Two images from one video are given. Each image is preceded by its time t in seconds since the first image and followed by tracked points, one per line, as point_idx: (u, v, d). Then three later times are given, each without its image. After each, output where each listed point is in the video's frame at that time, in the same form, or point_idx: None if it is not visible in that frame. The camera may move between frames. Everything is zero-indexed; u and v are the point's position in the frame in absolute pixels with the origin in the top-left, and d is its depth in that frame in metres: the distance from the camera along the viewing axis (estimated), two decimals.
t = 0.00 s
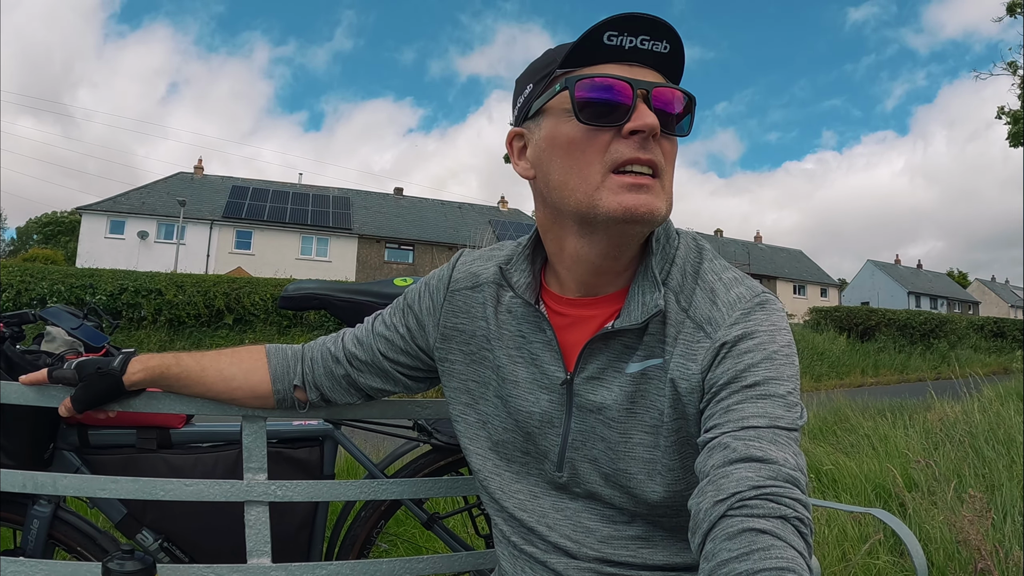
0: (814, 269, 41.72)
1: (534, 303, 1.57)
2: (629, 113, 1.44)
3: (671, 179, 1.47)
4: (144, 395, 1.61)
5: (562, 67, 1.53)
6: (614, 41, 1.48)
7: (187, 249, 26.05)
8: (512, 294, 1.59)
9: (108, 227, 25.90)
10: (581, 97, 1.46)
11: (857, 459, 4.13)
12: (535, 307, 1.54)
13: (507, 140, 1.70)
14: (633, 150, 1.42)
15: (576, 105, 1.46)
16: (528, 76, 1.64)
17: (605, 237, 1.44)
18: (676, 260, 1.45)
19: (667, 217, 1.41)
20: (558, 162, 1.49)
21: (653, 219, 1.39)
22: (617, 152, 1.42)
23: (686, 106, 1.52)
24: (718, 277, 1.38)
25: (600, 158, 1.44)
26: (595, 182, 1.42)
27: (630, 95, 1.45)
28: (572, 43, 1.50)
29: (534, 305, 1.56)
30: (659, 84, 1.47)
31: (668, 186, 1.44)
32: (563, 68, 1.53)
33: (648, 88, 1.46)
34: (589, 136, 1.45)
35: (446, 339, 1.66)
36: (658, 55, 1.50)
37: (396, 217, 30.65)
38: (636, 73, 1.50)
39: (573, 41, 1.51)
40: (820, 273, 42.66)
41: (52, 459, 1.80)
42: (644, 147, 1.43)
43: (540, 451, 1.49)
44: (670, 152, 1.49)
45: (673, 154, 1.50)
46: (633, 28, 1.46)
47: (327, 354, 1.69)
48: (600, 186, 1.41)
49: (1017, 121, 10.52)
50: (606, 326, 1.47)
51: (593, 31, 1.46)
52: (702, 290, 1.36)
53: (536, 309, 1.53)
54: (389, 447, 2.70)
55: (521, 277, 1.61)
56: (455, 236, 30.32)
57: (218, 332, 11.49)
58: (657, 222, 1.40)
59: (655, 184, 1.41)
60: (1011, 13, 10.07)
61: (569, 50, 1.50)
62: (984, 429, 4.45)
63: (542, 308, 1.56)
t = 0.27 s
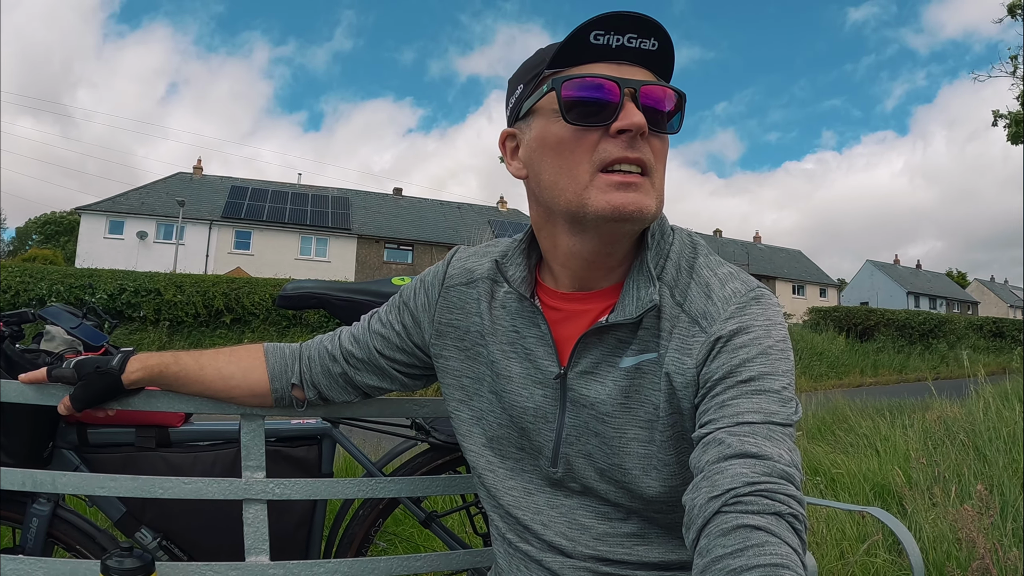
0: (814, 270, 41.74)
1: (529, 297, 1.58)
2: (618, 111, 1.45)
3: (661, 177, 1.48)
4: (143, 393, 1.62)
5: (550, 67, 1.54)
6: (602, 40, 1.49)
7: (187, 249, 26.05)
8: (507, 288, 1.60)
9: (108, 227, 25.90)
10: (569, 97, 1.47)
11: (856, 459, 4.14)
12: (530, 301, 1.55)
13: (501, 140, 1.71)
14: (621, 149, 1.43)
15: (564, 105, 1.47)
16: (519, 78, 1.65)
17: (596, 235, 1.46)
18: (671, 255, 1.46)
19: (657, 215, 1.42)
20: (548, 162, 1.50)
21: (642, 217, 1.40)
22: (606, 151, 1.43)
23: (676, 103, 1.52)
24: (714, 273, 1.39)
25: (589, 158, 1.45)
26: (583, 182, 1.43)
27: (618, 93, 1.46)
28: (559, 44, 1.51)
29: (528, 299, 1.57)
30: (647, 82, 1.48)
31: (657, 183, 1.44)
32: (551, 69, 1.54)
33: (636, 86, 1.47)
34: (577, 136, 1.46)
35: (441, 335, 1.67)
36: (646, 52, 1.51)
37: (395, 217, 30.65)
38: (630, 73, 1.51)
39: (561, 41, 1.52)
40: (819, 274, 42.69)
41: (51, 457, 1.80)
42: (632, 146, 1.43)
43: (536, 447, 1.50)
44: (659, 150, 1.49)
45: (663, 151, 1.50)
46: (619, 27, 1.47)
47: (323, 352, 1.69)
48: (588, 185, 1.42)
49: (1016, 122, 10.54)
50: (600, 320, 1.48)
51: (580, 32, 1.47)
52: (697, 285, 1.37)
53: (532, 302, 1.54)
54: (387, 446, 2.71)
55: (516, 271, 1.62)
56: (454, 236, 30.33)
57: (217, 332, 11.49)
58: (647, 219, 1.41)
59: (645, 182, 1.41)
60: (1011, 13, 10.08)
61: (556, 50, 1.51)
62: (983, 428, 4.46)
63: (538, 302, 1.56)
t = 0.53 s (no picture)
0: (813, 270, 41.75)
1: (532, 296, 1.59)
2: (606, 116, 1.46)
3: (654, 180, 1.47)
4: (143, 394, 1.62)
5: (540, 72, 1.54)
6: (590, 43, 1.48)
7: (186, 249, 26.03)
8: (507, 289, 1.61)
9: (107, 228, 25.88)
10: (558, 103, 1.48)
11: (856, 459, 4.15)
12: (531, 302, 1.56)
13: (499, 143, 1.71)
14: (611, 154, 1.43)
15: (553, 111, 1.48)
16: (514, 81, 1.66)
17: (588, 238, 1.46)
18: (671, 256, 1.45)
19: (648, 218, 1.42)
20: (540, 167, 1.51)
21: (633, 220, 1.39)
22: (596, 156, 1.43)
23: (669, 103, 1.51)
24: (714, 274, 1.38)
25: (580, 163, 1.45)
26: (573, 187, 1.44)
27: (606, 97, 1.46)
28: (548, 48, 1.51)
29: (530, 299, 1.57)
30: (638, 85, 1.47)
31: (649, 185, 1.44)
32: (541, 73, 1.54)
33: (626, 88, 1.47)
34: (567, 142, 1.47)
35: (441, 336, 1.66)
36: (637, 54, 1.50)
37: (395, 217, 30.65)
38: (623, 76, 1.50)
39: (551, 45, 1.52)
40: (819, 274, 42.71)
41: (50, 458, 1.80)
42: (621, 152, 1.43)
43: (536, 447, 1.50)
44: (652, 153, 1.48)
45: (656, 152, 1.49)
46: (607, 29, 1.46)
47: (323, 353, 1.69)
48: (577, 190, 1.43)
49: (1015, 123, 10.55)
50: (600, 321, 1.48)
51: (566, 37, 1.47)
52: (697, 286, 1.36)
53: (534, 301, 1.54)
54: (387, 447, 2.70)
55: (520, 271, 1.63)
56: (454, 236, 30.32)
57: (217, 333, 11.48)
58: (638, 220, 1.40)
59: (635, 185, 1.41)
60: (1010, 14, 10.09)
61: (545, 55, 1.52)
62: (983, 428, 4.46)
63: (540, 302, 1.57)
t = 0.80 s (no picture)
0: (812, 270, 41.75)
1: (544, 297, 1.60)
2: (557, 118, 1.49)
3: (622, 175, 1.43)
4: (144, 395, 1.61)
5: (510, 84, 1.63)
6: (540, 48, 1.53)
7: (186, 249, 26.01)
8: (513, 292, 1.62)
9: (106, 228, 25.86)
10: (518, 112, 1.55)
11: (857, 459, 4.14)
12: (541, 304, 1.56)
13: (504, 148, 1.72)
14: (562, 158, 1.45)
15: (516, 121, 1.57)
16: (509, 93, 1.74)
17: (560, 243, 1.49)
18: (677, 261, 1.45)
19: (607, 216, 1.40)
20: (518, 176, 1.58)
21: (586, 222, 1.40)
22: (550, 162, 1.48)
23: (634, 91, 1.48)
24: (720, 278, 1.38)
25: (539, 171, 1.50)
26: (534, 195, 1.49)
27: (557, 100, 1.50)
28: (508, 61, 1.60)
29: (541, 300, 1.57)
30: (595, 79, 1.48)
31: (610, 185, 1.42)
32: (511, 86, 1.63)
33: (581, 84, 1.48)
34: (528, 150, 1.53)
35: (445, 338, 1.65)
36: (592, 48, 1.51)
37: (394, 217, 30.64)
38: (589, 72, 1.51)
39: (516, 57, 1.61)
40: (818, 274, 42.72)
41: (51, 460, 1.79)
42: (571, 152, 1.45)
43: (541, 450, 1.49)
44: (618, 147, 1.44)
45: (625, 146, 1.44)
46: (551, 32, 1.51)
47: (326, 354, 1.68)
48: (536, 198, 1.48)
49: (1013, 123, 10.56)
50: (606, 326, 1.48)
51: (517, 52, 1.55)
52: (704, 289, 1.36)
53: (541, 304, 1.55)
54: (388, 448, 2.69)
55: (532, 271, 1.63)
56: (454, 236, 30.32)
57: (216, 333, 11.47)
58: (593, 222, 1.41)
59: (589, 186, 1.41)
60: (1009, 15, 10.10)
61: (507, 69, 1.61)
62: (982, 428, 4.46)
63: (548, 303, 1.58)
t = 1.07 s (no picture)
0: (812, 270, 41.76)
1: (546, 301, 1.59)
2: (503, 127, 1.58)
3: (551, 175, 1.44)
4: (145, 398, 1.60)
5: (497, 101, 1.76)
6: (494, 67, 1.65)
7: (185, 250, 26.00)
8: (517, 295, 1.61)
9: (105, 228, 25.84)
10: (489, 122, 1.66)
11: (857, 460, 4.13)
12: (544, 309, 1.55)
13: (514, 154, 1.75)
14: (503, 162, 1.53)
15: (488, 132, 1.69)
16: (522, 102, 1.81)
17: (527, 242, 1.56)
18: (681, 265, 1.44)
19: (533, 216, 1.45)
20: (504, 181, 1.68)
21: (517, 224, 1.47)
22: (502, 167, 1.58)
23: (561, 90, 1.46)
24: (724, 283, 1.37)
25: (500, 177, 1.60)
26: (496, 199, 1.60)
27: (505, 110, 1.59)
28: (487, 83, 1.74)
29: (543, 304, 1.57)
30: (527, 84, 1.51)
31: (538, 184, 1.45)
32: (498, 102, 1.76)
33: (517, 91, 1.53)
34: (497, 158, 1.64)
35: (449, 341, 1.65)
36: (524, 57, 1.56)
37: (394, 218, 30.63)
38: (531, 79, 1.54)
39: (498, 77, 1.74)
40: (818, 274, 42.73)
41: (52, 462, 1.78)
42: (510, 157, 1.52)
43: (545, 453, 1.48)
44: (546, 148, 1.46)
45: (554, 145, 1.45)
46: (493, 52, 1.62)
47: (327, 356, 1.68)
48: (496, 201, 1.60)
49: (1011, 123, 10.57)
50: (609, 331, 1.46)
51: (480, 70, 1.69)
52: (708, 295, 1.35)
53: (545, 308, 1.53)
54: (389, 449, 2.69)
55: (534, 275, 1.62)
56: (453, 237, 30.32)
57: (216, 334, 11.46)
58: (523, 221, 1.46)
59: (518, 188, 1.48)
60: (1008, 14, 10.11)
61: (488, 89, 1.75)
62: (983, 428, 4.46)
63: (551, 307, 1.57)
